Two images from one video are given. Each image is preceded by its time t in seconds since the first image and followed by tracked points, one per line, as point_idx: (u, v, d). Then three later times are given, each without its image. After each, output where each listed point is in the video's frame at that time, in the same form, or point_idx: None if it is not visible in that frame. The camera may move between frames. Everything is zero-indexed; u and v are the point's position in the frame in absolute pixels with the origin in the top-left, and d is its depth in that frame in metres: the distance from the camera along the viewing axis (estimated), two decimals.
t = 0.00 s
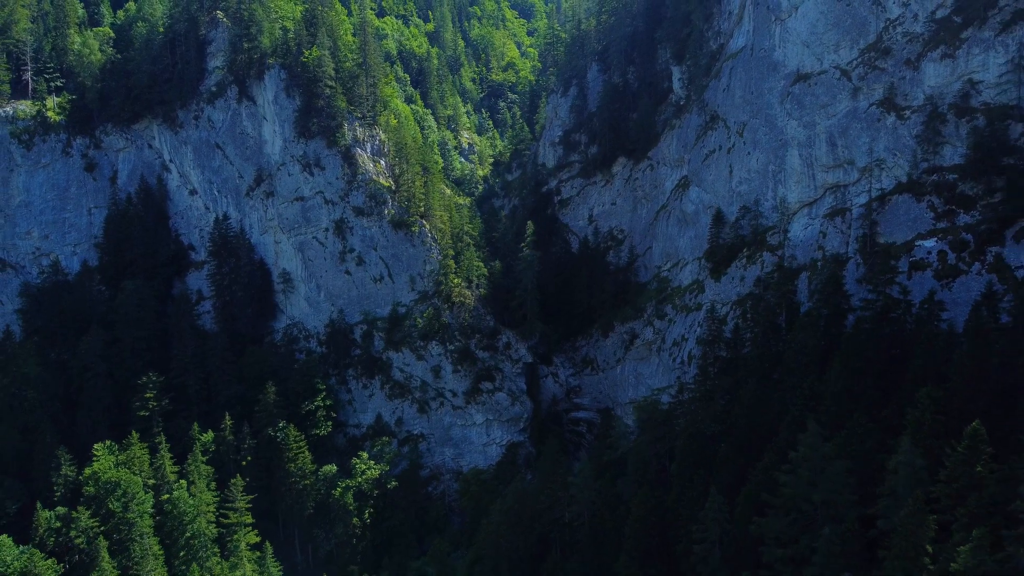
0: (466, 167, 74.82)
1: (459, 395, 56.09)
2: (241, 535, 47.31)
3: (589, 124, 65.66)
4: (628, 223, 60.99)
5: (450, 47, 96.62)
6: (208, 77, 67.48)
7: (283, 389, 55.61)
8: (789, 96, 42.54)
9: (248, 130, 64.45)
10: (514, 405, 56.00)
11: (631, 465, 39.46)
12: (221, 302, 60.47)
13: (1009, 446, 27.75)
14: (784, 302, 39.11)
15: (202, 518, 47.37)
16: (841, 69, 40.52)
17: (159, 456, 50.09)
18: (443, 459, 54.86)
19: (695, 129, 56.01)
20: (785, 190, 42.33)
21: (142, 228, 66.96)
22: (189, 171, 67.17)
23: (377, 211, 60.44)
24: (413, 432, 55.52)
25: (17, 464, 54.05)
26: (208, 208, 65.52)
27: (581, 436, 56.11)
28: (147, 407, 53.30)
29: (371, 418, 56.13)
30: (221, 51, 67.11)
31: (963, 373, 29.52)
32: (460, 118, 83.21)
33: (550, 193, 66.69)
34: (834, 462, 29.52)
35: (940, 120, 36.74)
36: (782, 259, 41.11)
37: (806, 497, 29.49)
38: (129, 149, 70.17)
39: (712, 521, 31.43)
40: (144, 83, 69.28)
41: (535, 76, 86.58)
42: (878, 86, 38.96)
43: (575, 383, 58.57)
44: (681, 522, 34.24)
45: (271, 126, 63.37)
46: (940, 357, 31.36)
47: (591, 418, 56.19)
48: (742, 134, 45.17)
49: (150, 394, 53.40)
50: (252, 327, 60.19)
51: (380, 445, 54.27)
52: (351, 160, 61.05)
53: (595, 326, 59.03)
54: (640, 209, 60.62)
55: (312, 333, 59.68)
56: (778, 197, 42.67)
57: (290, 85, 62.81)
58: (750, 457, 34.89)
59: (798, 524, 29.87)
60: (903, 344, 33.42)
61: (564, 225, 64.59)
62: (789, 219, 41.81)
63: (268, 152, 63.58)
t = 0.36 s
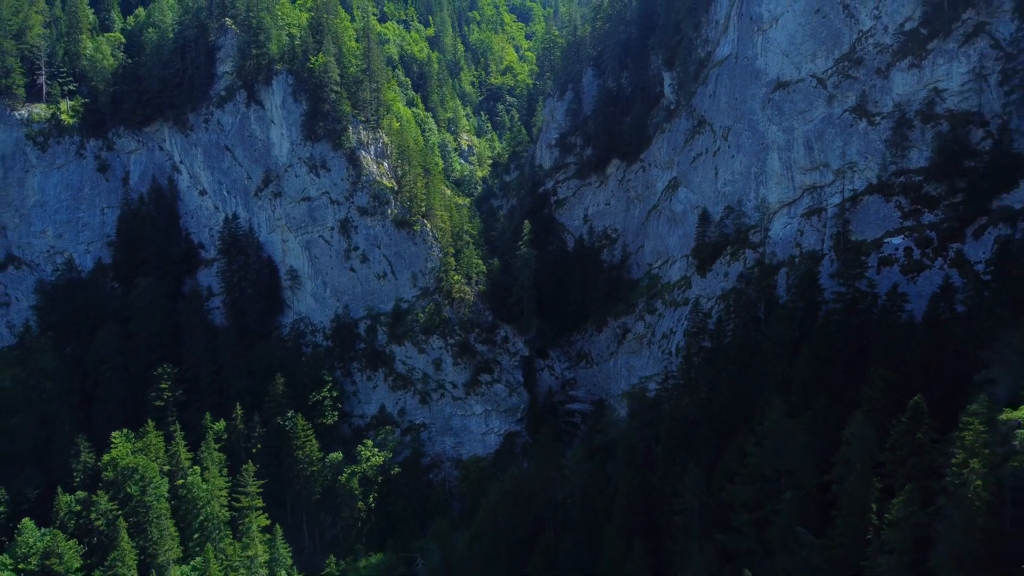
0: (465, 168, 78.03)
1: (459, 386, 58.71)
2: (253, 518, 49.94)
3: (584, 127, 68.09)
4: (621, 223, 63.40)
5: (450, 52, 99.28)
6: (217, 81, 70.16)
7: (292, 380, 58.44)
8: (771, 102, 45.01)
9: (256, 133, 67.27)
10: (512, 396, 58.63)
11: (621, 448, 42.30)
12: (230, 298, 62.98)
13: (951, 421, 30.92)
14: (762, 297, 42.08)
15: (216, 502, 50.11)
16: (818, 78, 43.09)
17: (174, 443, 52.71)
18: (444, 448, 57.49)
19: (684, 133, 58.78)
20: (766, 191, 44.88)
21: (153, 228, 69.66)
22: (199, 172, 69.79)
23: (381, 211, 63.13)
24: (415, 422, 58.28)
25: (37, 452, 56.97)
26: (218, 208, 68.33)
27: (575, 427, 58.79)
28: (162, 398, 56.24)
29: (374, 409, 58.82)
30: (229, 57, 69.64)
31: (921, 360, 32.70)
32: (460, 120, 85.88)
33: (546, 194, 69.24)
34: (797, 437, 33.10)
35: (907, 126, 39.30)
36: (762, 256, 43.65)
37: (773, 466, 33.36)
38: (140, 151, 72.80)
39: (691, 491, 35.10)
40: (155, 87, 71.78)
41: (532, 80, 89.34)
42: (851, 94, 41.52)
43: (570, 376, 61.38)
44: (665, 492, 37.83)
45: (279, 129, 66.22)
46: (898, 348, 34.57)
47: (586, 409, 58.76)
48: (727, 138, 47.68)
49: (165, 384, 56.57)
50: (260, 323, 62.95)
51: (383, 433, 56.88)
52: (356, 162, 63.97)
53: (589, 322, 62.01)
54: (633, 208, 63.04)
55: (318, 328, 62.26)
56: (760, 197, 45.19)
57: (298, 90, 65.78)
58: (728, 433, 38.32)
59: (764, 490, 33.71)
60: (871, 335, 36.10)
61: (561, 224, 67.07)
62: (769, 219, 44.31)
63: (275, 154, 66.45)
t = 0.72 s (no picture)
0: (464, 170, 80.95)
1: (459, 379, 61.59)
2: (263, 503, 52.33)
3: (581, 131, 70.63)
4: (615, 223, 65.92)
5: (450, 56, 102.03)
6: (226, 86, 72.76)
7: (299, 373, 61.42)
8: (754, 109, 47.67)
9: (264, 136, 70.35)
10: (509, 388, 61.57)
11: (611, 435, 44.52)
12: (239, 295, 65.93)
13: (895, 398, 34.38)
14: (745, 293, 44.66)
15: (229, 488, 52.54)
16: (797, 86, 45.79)
17: (188, 431, 55.35)
18: (444, 438, 60.19)
19: (674, 135, 61.00)
20: (749, 193, 47.54)
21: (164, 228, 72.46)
22: (209, 174, 72.67)
23: (384, 212, 66.05)
24: (417, 413, 61.03)
25: (57, 442, 59.91)
26: (227, 208, 71.30)
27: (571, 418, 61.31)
28: (176, 389, 58.95)
29: (378, 401, 61.57)
30: (237, 63, 72.18)
31: (888, 351, 35.35)
32: (460, 124, 88.59)
33: (543, 195, 71.68)
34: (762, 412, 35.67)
35: (878, 131, 41.99)
36: (745, 254, 46.30)
37: (740, 440, 35.68)
38: (151, 154, 75.36)
39: (667, 468, 37.56)
40: (166, 92, 74.55)
41: (530, 84, 92.15)
42: (827, 101, 44.24)
43: (566, 369, 63.88)
44: (646, 471, 40.47)
45: (286, 133, 69.35)
46: (866, 340, 36.96)
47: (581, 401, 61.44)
48: (713, 142, 50.18)
49: (179, 377, 59.37)
50: (267, 319, 66.08)
51: (387, 423, 59.71)
52: (360, 164, 66.92)
53: (584, 318, 64.35)
54: (626, 209, 65.60)
55: (324, 323, 65.23)
56: (743, 198, 47.85)
57: (304, 95, 68.66)
58: (707, 417, 40.99)
59: (735, 464, 36.09)
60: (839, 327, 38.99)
61: (557, 224, 69.36)
62: (751, 219, 47.09)
63: (283, 156, 69.61)
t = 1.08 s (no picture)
0: (464, 172, 83.95)
1: (459, 371, 64.47)
2: (274, 489, 55.07)
3: (576, 135, 72.79)
4: (609, 222, 68.42)
5: (450, 61, 104.79)
6: (234, 91, 75.68)
7: (306, 368, 64.86)
8: (738, 115, 50.40)
9: (272, 139, 73.48)
10: (507, 380, 64.32)
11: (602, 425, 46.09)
12: (248, 292, 69.16)
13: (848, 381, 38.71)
14: (726, 290, 47.51)
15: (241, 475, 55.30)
16: (777, 94, 48.55)
17: (201, 422, 58.04)
18: (444, 428, 62.98)
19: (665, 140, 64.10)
20: (734, 194, 50.27)
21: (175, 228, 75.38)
22: (217, 175, 75.31)
23: (387, 212, 69.41)
24: (420, 405, 64.07)
25: (75, 432, 62.90)
26: (235, 209, 74.18)
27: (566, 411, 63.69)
28: (188, 381, 62.12)
29: (382, 393, 64.64)
30: (245, 69, 75.40)
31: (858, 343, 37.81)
32: (460, 127, 91.37)
33: (540, 195, 74.04)
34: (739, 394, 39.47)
35: (852, 136, 44.74)
36: (730, 252, 48.98)
37: (720, 418, 39.30)
38: (161, 156, 78.16)
39: (653, 447, 40.39)
40: (177, 97, 77.68)
41: (528, 88, 94.97)
42: (805, 108, 47.01)
43: (562, 363, 66.53)
44: (634, 457, 43.48)
45: (293, 136, 72.61)
46: (845, 335, 40.10)
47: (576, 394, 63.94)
48: (701, 145, 52.81)
49: (192, 369, 62.70)
50: (274, 315, 69.02)
51: (390, 415, 62.69)
52: (364, 167, 70.28)
53: (579, 314, 67.04)
54: (620, 209, 68.02)
55: (330, 319, 68.25)
56: (728, 199, 50.61)
57: (311, 100, 72.06)
58: (688, 403, 44.30)
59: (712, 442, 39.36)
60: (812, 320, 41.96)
61: (553, 224, 71.83)
62: (735, 219, 49.72)
63: (290, 159, 72.77)
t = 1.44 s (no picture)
0: (464, 173, 86.89)
1: (459, 365, 67.29)
2: (282, 475, 58.09)
3: (571, 137, 75.12)
4: (603, 222, 71.03)
5: (450, 65, 107.58)
6: (242, 95, 78.51)
7: (313, 360, 67.70)
8: (722, 120, 53.32)
9: (278, 142, 76.56)
10: (505, 373, 67.14)
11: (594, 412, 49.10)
12: (256, 289, 72.90)
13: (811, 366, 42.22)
14: (712, 285, 50.09)
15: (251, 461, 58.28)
16: (759, 100, 51.47)
17: (213, 411, 61.00)
18: (444, 420, 65.83)
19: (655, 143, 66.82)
20: (719, 195, 53.14)
21: (185, 227, 78.31)
22: (226, 177, 78.30)
23: (389, 212, 72.56)
24: (421, 397, 66.85)
25: (91, 423, 65.82)
26: (243, 209, 77.16)
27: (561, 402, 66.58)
28: (200, 373, 65.68)
29: (385, 385, 67.60)
30: (253, 74, 78.12)
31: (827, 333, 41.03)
32: (460, 129, 94.12)
33: (537, 196, 76.31)
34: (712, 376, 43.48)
35: (827, 141, 47.62)
36: (714, 250, 51.86)
37: (696, 399, 43.14)
38: (172, 158, 80.93)
39: (639, 432, 44.07)
40: (186, 102, 80.53)
41: (526, 92, 97.80)
42: (784, 114, 49.92)
43: (557, 357, 69.15)
44: (623, 442, 46.40)
45: (299, 140, 75.74)
46: (824, 324, 42.18)
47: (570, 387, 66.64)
48: (688, 149, 55.72)
49: (203, 362, 66.14)
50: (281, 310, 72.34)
51: (393, 405, 65.52)
52: (367, 169, 73.46)
53: (574, 311, 69.57)
54: (614, 210, 70.77)
55: (335, 315, 71.43)
56: (713, 200, 53.52)
57: (317, 104, 75.33)
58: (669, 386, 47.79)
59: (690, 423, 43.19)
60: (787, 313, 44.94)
61: (550, 224, 74.27)
62: (720, 218, 52.57)
63: (296, 161, 75.91)
